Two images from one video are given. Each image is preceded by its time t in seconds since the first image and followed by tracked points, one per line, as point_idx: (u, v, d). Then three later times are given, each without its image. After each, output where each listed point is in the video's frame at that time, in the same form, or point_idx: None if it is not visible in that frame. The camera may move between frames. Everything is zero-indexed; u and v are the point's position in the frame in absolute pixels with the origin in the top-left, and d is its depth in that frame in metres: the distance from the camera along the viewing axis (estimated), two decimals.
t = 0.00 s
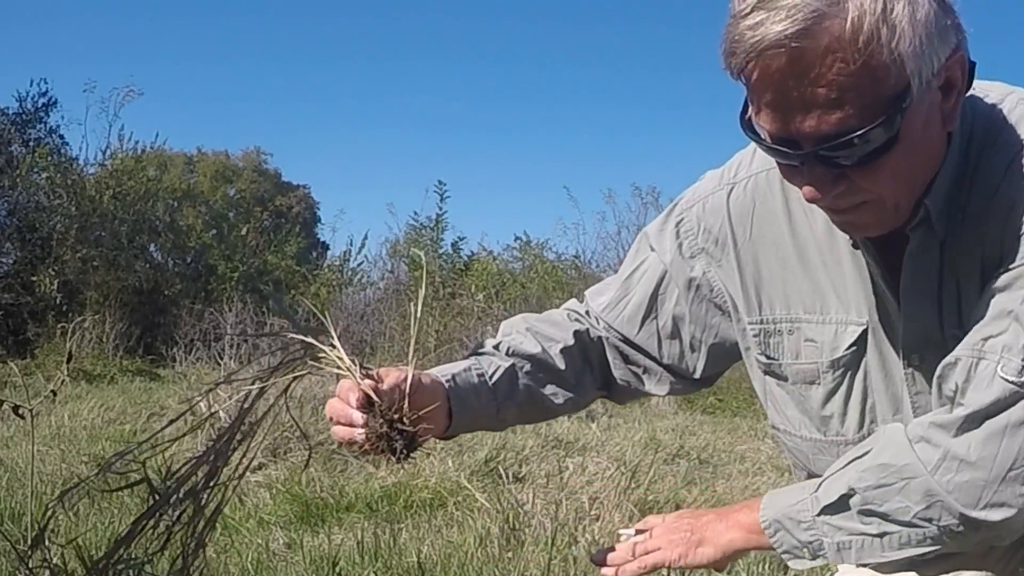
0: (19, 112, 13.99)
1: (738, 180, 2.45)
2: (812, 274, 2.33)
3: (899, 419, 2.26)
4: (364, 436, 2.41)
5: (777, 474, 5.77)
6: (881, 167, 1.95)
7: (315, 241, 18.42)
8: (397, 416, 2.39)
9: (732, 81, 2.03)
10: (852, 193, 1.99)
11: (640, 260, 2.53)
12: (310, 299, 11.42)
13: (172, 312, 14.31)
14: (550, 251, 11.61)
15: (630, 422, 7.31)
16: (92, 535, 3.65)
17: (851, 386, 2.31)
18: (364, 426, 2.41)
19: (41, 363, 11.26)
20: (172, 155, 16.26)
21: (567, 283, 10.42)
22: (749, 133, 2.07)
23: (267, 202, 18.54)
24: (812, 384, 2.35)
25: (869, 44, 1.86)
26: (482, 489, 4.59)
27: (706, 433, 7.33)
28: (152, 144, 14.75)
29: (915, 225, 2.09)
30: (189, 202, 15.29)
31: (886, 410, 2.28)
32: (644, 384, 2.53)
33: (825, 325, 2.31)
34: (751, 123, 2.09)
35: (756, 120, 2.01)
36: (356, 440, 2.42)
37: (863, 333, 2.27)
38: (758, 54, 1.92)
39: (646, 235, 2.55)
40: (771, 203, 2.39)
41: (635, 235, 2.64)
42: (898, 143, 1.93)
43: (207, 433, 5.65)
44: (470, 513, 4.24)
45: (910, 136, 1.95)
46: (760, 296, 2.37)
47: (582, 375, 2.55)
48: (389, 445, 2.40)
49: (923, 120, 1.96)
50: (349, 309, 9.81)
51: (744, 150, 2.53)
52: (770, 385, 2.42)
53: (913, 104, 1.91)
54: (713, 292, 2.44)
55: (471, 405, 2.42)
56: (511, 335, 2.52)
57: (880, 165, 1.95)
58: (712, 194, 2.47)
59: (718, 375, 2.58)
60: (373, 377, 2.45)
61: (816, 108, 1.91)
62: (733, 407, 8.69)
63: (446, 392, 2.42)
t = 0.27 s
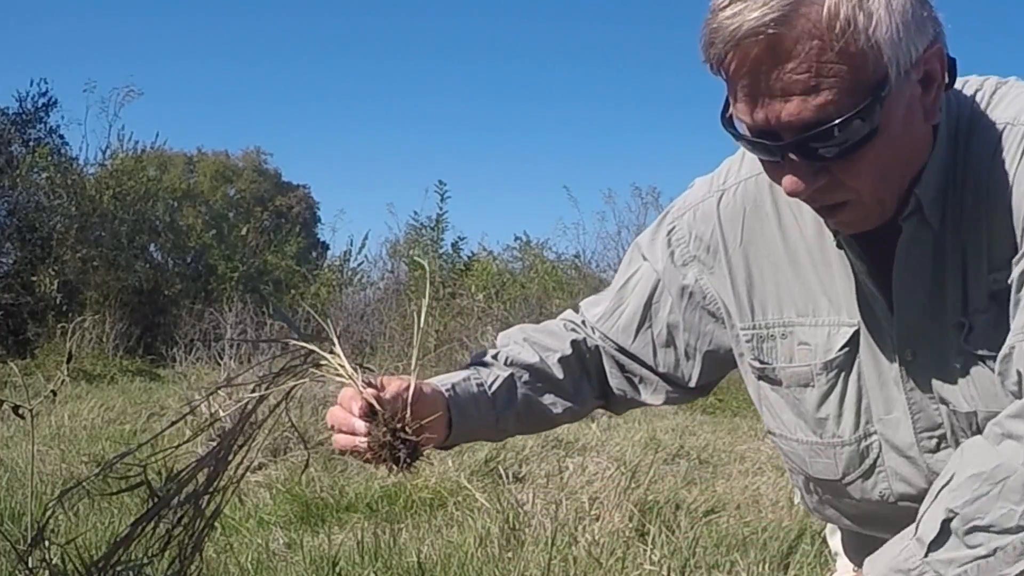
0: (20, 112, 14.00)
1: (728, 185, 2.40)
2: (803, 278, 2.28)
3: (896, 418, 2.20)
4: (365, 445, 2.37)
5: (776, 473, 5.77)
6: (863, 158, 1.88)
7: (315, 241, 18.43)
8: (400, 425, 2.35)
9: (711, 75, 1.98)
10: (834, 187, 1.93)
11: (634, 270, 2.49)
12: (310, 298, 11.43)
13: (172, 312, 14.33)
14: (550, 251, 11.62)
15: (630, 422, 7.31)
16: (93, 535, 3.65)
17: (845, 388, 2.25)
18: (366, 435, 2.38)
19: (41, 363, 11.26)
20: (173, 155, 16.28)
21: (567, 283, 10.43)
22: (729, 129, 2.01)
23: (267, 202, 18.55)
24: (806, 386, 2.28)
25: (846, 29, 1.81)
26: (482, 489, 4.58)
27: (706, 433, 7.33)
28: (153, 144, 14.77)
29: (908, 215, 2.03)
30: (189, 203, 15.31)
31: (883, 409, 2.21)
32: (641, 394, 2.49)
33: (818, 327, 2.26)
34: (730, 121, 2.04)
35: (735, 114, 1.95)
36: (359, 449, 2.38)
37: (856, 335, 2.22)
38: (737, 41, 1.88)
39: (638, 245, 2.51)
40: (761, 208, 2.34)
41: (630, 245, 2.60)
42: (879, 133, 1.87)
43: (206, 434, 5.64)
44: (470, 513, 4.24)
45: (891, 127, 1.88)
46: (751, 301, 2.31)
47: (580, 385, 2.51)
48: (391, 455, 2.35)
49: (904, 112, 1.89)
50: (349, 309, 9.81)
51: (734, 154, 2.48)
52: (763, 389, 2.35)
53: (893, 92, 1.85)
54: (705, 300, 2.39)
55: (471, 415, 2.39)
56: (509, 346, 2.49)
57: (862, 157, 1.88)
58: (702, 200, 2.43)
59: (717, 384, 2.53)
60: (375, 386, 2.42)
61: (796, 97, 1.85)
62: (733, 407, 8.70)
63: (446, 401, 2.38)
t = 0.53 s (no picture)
0: (20, 112, 14.00)
1: (725, 189, 2.41)
2: (801, 278, 2.28)
3: (895, 416, 2.18)
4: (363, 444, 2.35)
5: (776, 474, 5.77)
6: (849, 144, 1.87)
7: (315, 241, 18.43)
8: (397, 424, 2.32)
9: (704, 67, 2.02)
10: (822, 173, 1.91)
11: (635, 275, 2.50)
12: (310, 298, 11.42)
13: (172, 312, 14.32)
14: (550, 252, 11.62)
15: (630, 422, 7.31)
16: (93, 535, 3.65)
17: (844, 387, 2.24)
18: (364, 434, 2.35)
19: (41, 363, 11.25)
20: (173, 155, 16.28)
21: (567, 283, 10.44)
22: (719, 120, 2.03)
23: (267, 202, 18.55)
24: (806, 385, 2.28)
25: (831, 13, 1.85)
26: (481, 489, 4.58)
27: (706, 433, 7.33)
28: (153, 144, 14.76)
29: (901, 211, 2.03)
30: (189, 203, 15.31)
31: (882, 407, 2.20)
32: (643, 398, 2.49)
33: (817, 327, 2.25)
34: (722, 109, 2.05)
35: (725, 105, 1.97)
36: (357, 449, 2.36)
37: (854, 333, 2.21)
38: (727, 26, 1.92)
39: (638, 250, 2.51)
40: (758, 210, 2.34)
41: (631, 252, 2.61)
42: (866, 118, 1.86)
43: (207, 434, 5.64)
44: (470, 513, 4.24)
45: (878, 113, 1.88)
46: (752, 304, 2.32)
47: (582, 389, 2.50)
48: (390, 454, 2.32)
49: (891, 100, 1.90)
50: (349, 309, 9.81)
51: (732, 158, 2.48)
52: (764, 391, 2.35)
53: (878, 78, 1.86)
54: (705, 303, 2.40)
55: (472, 417, 2.37)
56: (512, 352, 2.48)
57: (850, 142, 1.87)
58: (701, 204, 2.43)
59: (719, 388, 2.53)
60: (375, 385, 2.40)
61: (783, 80, 1.87)
62: (733, 408, 8.70)
63: (447, 404, 2.36)
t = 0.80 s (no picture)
0: (19, 112, 14.01)
1: (733, 179, 2.41)
2: (805, 271, 2.28)
3: (897, 411, 2.19)
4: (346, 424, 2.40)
5: (776, 473, 5.77)
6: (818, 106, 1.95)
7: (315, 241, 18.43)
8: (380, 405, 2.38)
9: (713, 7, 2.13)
10: (784, 128, 1.99)
11: (637, 260, 2.49)
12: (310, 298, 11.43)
13: (172, 312, 14.32)
14: (550, 252, 11.63)
15: (630, 422, 7.31)
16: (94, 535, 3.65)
17: (847, 381, 2.24)
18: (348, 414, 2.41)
19: (41, 363, 11.25)
20: (173, 155, 16.29)
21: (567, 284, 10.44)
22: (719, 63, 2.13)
23: (267, 202, 18.55)
24: (808, 378, 2.27)
25: None
26: (481, 489, 4.58)
27: (706, 433, 7.34)
28: (153, 144, 14.77)
29: (913, 209, 2.07)
30: (189, 203, 15.32)
31: (885, 402, 2.21)
32: (638, 385, 2.49)
33: (821, 320, 2.25)
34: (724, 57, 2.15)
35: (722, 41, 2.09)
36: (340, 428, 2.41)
37: (859, 328, 2.21)
38: None
39: (642, 237, 2.51)
40: (765, 201, 2.34)
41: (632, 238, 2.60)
42: (839, 85, 1.94)
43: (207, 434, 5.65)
44: (470, 513, 4.24)
45: (853, 86, 1.95)
46: (756, 294, 2.31)
47: (574, 375, 2.50)
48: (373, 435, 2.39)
49: (878, 80, 1.96)
50: (349, 309, 9.82)
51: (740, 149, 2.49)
52: (765, 382, 2.34)
53: (861, 50, 1.94)
54: (707, 292, 2.39)
55: (462, 399, 2.40)
56: (505, 334, 2.49)
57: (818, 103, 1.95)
58: (707, 193, 2.43)
59: (714, 379, 2.53)
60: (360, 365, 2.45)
61: (772, 22, 1.97)
62: (733, 408, 8.70)
63: (437, 385, 2.39)
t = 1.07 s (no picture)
0: (19, 113, 14.04)
1: (735, 168, 2.44)
2: (806, 261, 2.33)
3: (899, 403, 2.25)
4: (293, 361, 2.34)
5: (776, 473, 5.78)
6: (813, 90, 2.03)
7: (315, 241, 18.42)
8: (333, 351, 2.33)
9: None
10: (781, 110, 2.06)
11: (632, 244, 2.51)
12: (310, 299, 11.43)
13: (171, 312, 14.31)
14: (550, 252, 11.62)
15: (630, 422, 7.32)
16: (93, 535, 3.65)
17: (849, 373, 2.29)
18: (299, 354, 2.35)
19: (41, 363, 11.26)
20: (172, 155, 16.29)
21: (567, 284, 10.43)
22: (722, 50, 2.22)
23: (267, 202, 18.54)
24: (810, 369, 2.32)
25: None
26: (482, 489, 4.59)
27: (706, 433, 7.34)
28: (152, 144, 14.77)
29: (927, 198, 2.15)
30: (189, 202, 15.32)
31: (887, 395, 2.26)
32: (628, 366, 2.51)
33: (823, 312, 2.30)
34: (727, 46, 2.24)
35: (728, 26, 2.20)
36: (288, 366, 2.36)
37: (861, 319, 2.26)
38: None
39: (638, 222, 2.51)
40: (768, 191, 2.38)
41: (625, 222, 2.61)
42: (834, 72, 2.02)
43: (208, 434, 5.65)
44: (470, 513, 4.24)
45: (849, 74, 2.03)
46: (757, 284, 2.35)
47: (556, 354, 2.52)
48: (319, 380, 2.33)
49: (877, 72, 2.04)
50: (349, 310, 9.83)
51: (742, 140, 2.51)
52: (766, 373, 2.38)
53: (856, 38, 2.03)
54: (705, 279, 2.43)
55: (436, 358, 2.39)
56: (488, 301, 2.49)
57: (812, 87, 2.03)
58: (708, 181, 2.46)
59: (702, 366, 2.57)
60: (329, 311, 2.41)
61: (771, 6, 2.09)
62: (733, 408, 8.71)
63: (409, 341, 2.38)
